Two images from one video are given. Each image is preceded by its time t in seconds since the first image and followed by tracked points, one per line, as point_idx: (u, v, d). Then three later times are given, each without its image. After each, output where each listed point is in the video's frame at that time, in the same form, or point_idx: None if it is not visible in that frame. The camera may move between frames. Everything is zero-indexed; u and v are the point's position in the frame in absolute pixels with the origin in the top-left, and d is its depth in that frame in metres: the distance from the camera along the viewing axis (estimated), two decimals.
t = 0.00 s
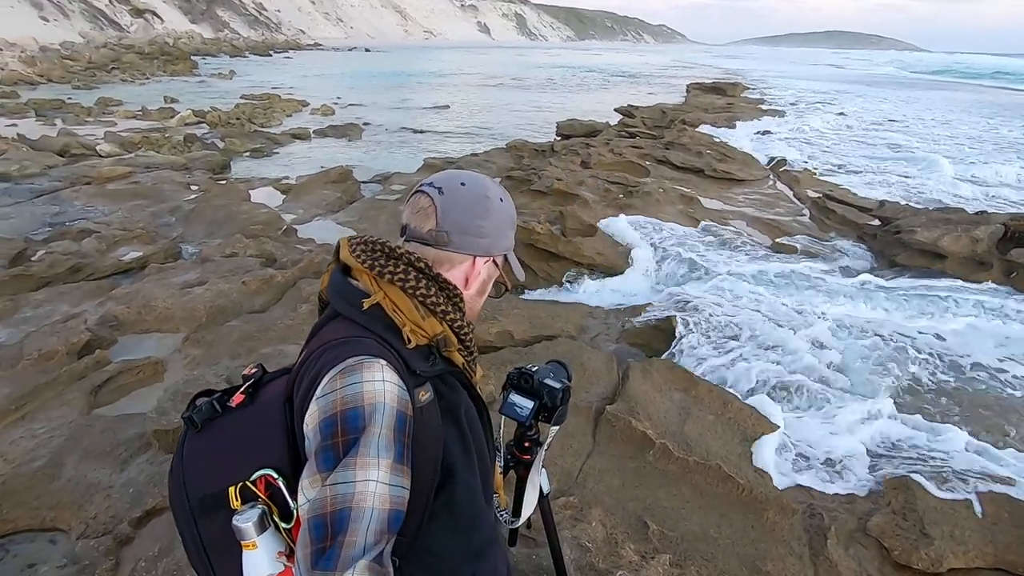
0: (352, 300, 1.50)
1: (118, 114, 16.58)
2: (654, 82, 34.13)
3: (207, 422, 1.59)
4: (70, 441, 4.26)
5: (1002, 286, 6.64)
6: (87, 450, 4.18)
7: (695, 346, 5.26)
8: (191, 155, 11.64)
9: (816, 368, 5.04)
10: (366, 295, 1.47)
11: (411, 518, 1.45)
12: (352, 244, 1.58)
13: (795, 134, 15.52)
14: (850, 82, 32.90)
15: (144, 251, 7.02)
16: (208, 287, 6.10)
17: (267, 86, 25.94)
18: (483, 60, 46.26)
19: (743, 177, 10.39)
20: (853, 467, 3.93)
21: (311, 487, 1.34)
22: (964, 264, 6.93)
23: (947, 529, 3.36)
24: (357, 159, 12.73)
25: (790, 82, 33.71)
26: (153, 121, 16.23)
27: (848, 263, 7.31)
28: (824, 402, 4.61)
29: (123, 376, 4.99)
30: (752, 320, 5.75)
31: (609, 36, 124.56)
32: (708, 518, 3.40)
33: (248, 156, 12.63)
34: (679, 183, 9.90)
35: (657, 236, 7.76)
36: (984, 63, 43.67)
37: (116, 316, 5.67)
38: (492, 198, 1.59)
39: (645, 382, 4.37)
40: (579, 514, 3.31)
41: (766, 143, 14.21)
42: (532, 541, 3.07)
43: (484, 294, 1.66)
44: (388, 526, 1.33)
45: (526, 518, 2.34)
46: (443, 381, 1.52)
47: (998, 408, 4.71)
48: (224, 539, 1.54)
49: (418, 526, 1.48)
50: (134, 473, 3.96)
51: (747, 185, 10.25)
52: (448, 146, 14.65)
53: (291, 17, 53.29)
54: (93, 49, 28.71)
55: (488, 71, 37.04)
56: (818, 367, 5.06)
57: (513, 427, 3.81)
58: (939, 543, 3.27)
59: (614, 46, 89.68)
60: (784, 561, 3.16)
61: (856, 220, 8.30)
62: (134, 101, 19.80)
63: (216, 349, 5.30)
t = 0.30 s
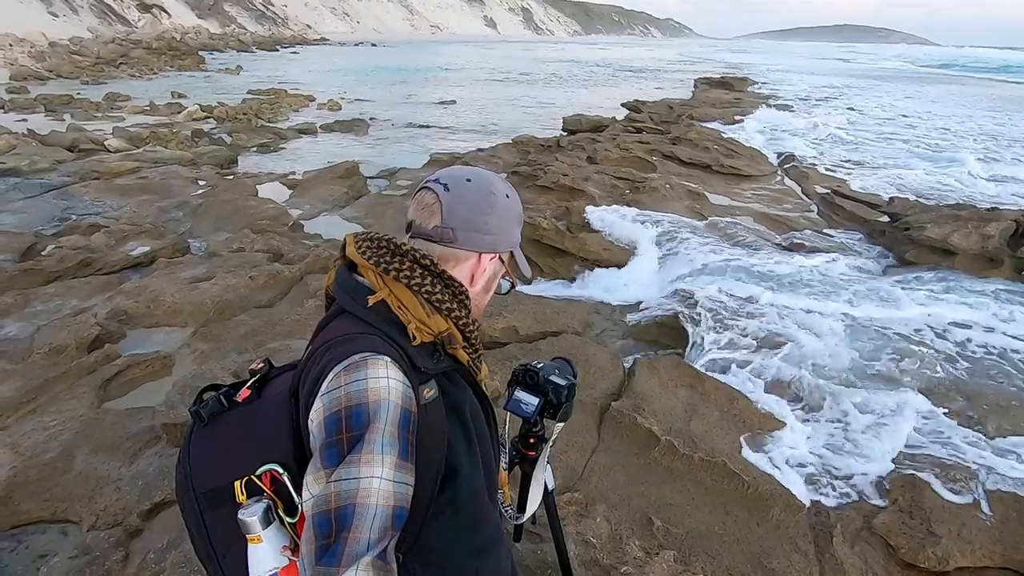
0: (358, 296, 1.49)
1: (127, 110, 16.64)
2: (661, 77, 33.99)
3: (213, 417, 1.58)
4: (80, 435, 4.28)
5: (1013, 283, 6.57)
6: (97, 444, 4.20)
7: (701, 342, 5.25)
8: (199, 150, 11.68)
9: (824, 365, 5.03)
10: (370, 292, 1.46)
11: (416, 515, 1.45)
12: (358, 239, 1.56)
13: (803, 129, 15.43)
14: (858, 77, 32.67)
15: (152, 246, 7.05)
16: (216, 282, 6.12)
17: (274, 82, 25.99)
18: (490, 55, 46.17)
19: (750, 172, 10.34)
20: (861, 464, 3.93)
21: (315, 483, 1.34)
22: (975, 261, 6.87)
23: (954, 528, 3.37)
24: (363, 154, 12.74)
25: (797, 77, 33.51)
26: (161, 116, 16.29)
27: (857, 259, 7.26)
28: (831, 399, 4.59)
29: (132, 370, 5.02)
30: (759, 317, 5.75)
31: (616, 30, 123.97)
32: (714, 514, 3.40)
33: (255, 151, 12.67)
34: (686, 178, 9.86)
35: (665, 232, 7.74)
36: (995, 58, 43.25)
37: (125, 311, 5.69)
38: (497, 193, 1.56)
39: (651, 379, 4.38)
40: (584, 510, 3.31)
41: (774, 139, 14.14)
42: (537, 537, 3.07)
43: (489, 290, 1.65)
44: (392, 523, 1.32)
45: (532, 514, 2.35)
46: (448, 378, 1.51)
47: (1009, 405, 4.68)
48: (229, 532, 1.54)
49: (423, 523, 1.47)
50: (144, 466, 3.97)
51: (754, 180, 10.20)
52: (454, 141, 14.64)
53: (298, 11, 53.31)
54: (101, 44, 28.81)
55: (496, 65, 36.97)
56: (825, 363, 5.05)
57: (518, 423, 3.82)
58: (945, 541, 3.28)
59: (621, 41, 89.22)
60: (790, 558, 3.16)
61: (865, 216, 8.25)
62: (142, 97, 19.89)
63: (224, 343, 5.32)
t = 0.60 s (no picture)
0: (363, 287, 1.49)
1: (132, 107, 16.71)
2: (666, 74, 33.92)
3: (220, 406, 1.59)
4: (87, 429, 4.30)
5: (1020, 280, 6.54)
6: (104, 438, 4.22)
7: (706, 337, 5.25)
8: (204, 147, 11.71)
9: (829, 362, 5.02)
10: (376, 284, 1.47)
11: (420, 505, 1.46)
12: (363, 232, 1.57)
13: (809, 126, 15.38)
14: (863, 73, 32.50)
15: (158, 243, 7.08)
16: (222, 278, 6.15)
17: (278, 79, 26.04)
18: (494, 52, 46.08)
19: (755, 169, 10.32)
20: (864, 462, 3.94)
21: (320, 471, 1.34)
22: (981, 258, 6.85)
23: (959, 525, 3.37)
24: (368, 152, 12.76)
25: (801, 73, 33.37)
26: (167, 113, 16.35)
27: (862, 257, 7.25)
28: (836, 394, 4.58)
29: (139, 365, 5.04)
30: (764, 314, 5.74)
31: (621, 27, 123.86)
32: (717, 510, 3.40)
33: (259, 148, 12.70)
34: (691, 175, 9.85)
35: (669, 229, 7.73)
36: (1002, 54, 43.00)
37: (132, 307, 5.72)
38: (501, 185, 1.57)
39: (655, 376, 4.40)
40: (587, 505, 3.31)
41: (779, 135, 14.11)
42: (541, 530, 3.07)
43: (493, 282, 1.65)
44: (396, 512, 1.33)
45: (536, 505, 2.36)
46: (452, 370, 1.52)
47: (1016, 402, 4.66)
48: (234, 520, 1.55)
49: (426, 513, 1.48)
50: (151, 460, 3.99)
51: (759, 177, 10.18)
52: (459, 138, 14.64)
53: (302, 9, 53.35)
54: (107, 42, 28.90)
55: (500, 62, 36.91)
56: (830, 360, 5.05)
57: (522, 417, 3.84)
58: (950, 537, 3.27)
59: (626, 38, 88.91)
60: (793, 554, 3.17)
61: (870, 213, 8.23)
62: (147, 94, 19.95)
63: (229, 339, 5.34)
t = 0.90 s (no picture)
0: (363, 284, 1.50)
1: (137, 108, 16.79)
2: (669, 74, 33.86)
3: (220, 404, 1.60)
4: (92, 427, 4.31)
5: None
6: (110, 436, 4.23)
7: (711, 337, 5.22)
8: (208, 147, 11.75)
9: (832, 362, 5.01)
10: (376, 281, 1.47)
11: (420, 502, 1.46)
12: (364, 230, 1.58)
13: (813, 125, 15.34)
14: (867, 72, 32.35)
15: (163, 243, 7.10)
16: (226, 277, 6.17)
17: (282, 79, 26.10)
18: (497, 52, 46.10)
19: (759, 169, 10.30)
20: (868, 463, 3.93)
21: (321, 468, 1.35)
22: (986, 258, 6.81)
23: (962, 525, 3.38)
24: (371, 152, 12.78)
25: (805, 73, 33.24)
26: (171, 114, 16.42)
27: (866, 257, 7.22)
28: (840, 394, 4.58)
29: (143, 364, 5.06)
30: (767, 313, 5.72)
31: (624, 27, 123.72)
32: (720, 509, 3.40)
33: (263, 148, 12.73)
34: (694, 175, 9.84)
35: (671, 229, 7.72)
36: (1007, 53, 42.77)
37: (136, 306, 5.74)
38: (502, 181, 1.57)
39: (657, 376, 4.41)
40: (589, 503, 3.30)
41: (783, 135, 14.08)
42: (543, 529, 3.06)
43: (494, 277, 1.65)
44: (397, 509, 1.33)
45: (537, 503, 2.36)
46: (452, 367, 1.52)
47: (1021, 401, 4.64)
48: (235, 517, 1.55)
49: (425, 509, 1.48)
50: (156, 458, 4.01)
51: (763, 177, 10.16)
52: (462, 138, 14.66)
53: (306, 9, 53.45)
54: (111, 42, 29.02)
55: (503, 62, 36.90)
56: (833, 359, 5.04)
57: (525, 415, 3.84)
58: (953, 537, 3.29)
59: (630, 38, 88.84)
60: (795, 553, 3.17)
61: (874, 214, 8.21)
62: (152, 95, 20.02)
63: (233, 338, 5.35)
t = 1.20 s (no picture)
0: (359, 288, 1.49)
1: (144, 108, 16.88)
2: (675, 74, 33.80)
3: (214, 407, 1.60)
4: (97, 425, 4.33)
5: None
6: (115, 435, 4.25)
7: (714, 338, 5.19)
8: (214, 147, 11.80)
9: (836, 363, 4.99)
10: (371, 284, 1.46)
11: (415, 507, 1.45)
12: (359, 232, 1.57)
13: (818, 126, 15.28)
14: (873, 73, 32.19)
15: (168, 242, 7.13)
16: (231, 277, 6.18)
17: (288, 80, 26.18)
18: (502, 52, 46.14)
19: (764, 170, 10.27)
20: (872, 466, 3.91)
21: (315, 472, 1.34)
22: (992, 260, 6.77)
23: (967, 529, 3.38)
24: (376, 152, 12.81)
25: (810, 73, 33.12)
26: (178, 114, 16.49)
27: (871, 259, 7.19)
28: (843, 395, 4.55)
29: (148, 363, 5.08)
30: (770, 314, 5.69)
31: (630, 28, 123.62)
32: (722, 512, 3.39)
33: (269, 148, 12.77)
34: (699, 176, 9.82)
35: (676, 229, 7.71)
36: (1015, 54, 42.54)
37: (142, 305, 5.76)
38: (498, 183, 1.57)
39: (660, 377, 4.40)
40: (590, 504, 3.29)
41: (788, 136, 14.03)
42: (543, 530, 3.05)
43: (490, 280, 1.64)
44: (391, 514, 1.33)
45: (536, 504, 2.36)
46: (447, 371, 1.52)
47: None
48: (228, 521, 1.55)
49: (421, 513, 1.48)
50: (160, 457, 4.02)
51: (768, 178, 10.13)
52: (466, 138, 14.67)
53: (312, 10, 53.58)
54: (119, 43, 29.16)
55: (508, 63, 36.95)
56: (837, 362, 5.01)
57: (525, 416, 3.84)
58: (958, 542, 3.30)
59: (636, 39, 88.77)
60: (798, 556, 3.16)
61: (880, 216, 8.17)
62: (158, 95, 20.10)
63: (237, 337, 5.36)
